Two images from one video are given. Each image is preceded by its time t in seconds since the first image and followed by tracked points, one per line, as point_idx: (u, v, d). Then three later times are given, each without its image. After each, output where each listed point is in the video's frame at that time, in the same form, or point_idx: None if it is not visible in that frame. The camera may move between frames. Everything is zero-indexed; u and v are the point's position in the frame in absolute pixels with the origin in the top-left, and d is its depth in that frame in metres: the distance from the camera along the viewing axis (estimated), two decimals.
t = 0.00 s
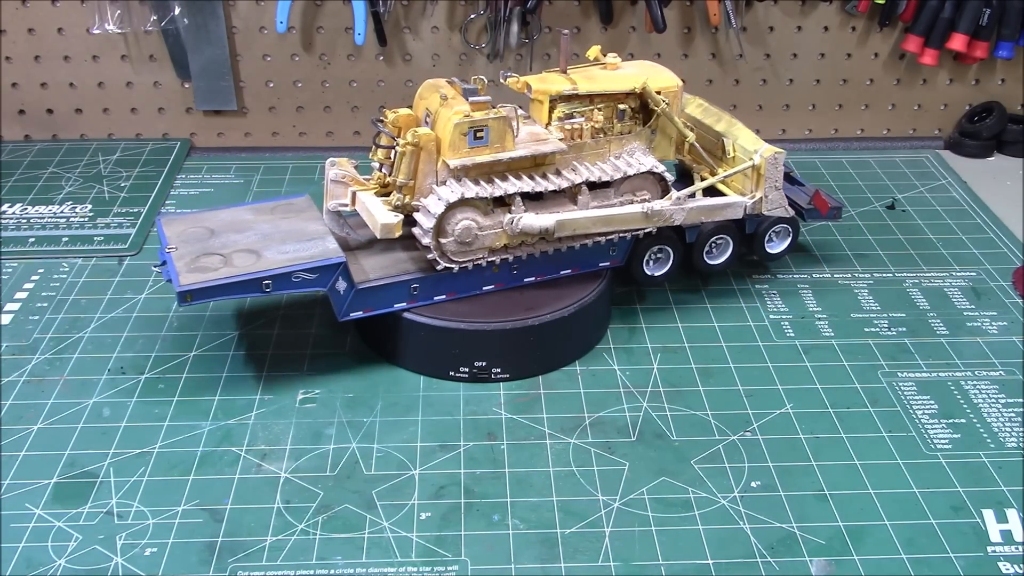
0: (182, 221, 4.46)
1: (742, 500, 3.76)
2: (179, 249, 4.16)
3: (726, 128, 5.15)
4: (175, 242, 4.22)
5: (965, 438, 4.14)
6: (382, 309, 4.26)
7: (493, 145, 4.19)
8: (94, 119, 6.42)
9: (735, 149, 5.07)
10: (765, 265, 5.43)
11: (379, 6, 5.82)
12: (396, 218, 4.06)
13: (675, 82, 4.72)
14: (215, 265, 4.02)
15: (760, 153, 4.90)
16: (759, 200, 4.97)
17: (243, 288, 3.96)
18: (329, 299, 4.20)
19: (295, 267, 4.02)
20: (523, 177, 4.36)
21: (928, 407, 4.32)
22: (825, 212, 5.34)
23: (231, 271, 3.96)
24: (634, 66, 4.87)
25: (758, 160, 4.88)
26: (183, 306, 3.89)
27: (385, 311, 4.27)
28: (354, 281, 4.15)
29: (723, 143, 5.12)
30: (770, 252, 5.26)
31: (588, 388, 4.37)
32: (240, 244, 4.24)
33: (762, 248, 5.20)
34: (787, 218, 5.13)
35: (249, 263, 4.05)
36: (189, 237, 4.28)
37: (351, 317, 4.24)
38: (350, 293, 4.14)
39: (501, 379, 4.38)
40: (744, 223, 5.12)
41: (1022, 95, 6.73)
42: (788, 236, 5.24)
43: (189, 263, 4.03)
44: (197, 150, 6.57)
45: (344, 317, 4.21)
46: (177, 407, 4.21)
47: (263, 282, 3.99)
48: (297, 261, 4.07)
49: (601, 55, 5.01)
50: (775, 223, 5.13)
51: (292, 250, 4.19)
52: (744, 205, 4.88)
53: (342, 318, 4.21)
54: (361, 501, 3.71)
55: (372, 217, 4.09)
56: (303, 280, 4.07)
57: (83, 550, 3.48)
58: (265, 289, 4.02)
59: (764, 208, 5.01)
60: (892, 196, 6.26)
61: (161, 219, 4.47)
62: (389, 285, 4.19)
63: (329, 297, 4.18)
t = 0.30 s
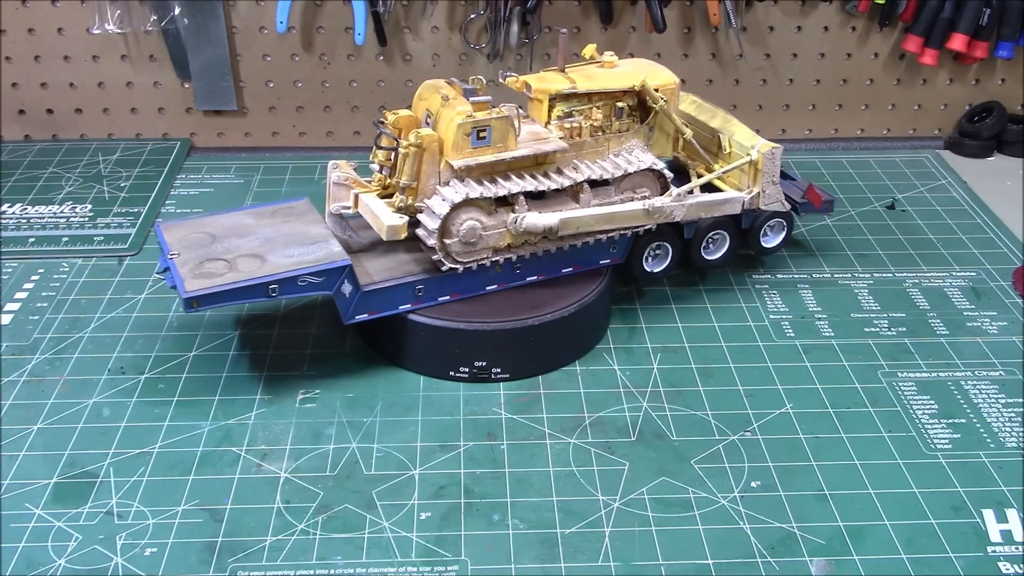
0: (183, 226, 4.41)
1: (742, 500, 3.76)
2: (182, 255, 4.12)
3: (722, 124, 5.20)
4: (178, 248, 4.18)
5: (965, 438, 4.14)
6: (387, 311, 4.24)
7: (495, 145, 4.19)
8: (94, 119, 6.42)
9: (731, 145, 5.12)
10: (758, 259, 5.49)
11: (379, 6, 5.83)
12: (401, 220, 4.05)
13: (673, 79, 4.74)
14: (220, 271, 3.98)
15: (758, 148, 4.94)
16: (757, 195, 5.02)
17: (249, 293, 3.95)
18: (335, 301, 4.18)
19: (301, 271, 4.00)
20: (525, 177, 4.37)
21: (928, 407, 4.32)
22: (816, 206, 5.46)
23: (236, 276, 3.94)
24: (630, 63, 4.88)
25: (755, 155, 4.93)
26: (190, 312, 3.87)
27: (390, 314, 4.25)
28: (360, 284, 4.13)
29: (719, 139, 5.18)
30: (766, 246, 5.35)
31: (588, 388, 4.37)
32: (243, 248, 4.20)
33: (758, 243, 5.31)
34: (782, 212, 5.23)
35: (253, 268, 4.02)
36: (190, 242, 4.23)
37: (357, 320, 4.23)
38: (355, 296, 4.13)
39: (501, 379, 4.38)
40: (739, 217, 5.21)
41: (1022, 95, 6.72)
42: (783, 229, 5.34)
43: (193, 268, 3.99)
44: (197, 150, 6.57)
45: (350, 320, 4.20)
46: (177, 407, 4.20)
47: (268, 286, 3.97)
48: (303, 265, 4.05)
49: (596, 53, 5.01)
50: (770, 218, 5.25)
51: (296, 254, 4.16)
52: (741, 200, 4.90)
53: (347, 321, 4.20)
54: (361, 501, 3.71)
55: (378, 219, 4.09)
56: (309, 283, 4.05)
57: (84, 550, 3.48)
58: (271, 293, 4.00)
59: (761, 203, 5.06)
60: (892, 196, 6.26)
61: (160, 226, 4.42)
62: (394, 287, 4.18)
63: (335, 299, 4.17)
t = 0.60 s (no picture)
0: (184, 230, 4.37)
1: (742, 500, 3.76)
2: (185, 260, 4.05)
3: (717, 121, 5.26)
4: (181, 252, 4.13)
5: (965, 438, 4.13)
6: (393, 313, 4.23)
7: (498, 144, 4.20)
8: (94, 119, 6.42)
9: (727, 141, 5.19)
10: (752, 254, 5.55)
11: (379, 6, 5.82)
12: (407, 221, 4.05)
13: (670, 77, 4.78)
14: (226, 276, 3.94)
15: (755, 144, 5.04)
16: (754, 190, 5.11)
17: (256, 298, 3.91)
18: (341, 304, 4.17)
19: (308, 275, 3.97)
20: (528, 176, 4.38)
21: (928, 407, 4.32)
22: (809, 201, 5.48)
23: (242, 281, 3.90)
24: (626, 61, 4.88)
25: (752, 150, 5.01)
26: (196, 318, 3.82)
27: (396, 316, 4.24)
28: (366, 287, 4.11)
29: (714, 135, 5.24)
30: (761, 240, 5.44)
31: (588, 388, 4.37)
32: (247, 253, 4.17)
33: (754, 237, 5.39)
34: (778, 207, 5.32)
35: (259, 272, 3.99)
36: (193, 247, 4.18)
37: (362, 322, 4.21)
38: (361, 299, 4.12)
39: (501, 379, 4.38)
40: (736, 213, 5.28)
41: (1022, 95, 6.72)
42: (778, 223, 5.43)
43: (198, 273, 3.95)
44: (197, 150, 6.57)
45: (355, 323, 4.19)
46: (177, 407, 4.21)
47: (276, 291, 3.94)
48: (309, 268, 4.02)
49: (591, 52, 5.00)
50: (765, 212, 5.32)
51: (302, 258, 4.13)
52: (740, 195, 5.00)
53: (353, 324, 4.18)
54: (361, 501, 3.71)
55: (384, 221, 4.09)
56: (315, 287, 4.03)
57: (84, 550, 3.48)
58: (278, 298, 3.97)
59: (757, 198, 5.15)
60: (892, 196, 6.26)
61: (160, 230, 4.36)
62: (401, 289, 4.17)
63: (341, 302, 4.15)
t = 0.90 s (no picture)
0: (186, 237, 4.34)
1: (742, 500, 3.76)
2: (190, 267, 4.04)
3: (712, 117, 5.29)
4: (185, 259, 4.12)
5: (965, 438, 4.13)
6: (399, 315, 4.22)
7: (501, 144, 4.20)
8: (94, 119, 6.42)
9: (723, 137, 5.23)
10: (746, 247, 5.61)
11: (379, 6, 5.83)
12: (414, 223, 4.04)
13: (667, 74, 4.81)
14: (232, 282, 3.93)
15: (751, 140, 5.06)
16: (750, 185, 5.13)
17: (264, 303, 3.91)
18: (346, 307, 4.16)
19: (315, 278, 3.97)
20: (530, 175, 4.40)
21: (928, 407, 4.32)
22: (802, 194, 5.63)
23: (250, 287, 3.89)
24: (623, 59, 4.89)
25: (749, 146, 5.04)
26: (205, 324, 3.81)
27: (401, 318, 4.23)
28: (373, 289, 4.10)
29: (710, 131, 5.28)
30: (755, 234, 5.52)
31: (588, 388, 4.37)
32: (251, 259, 4.15)
33: (748, 231, 5.47)
34: (772, 201, 5.41)
35: (266, 278, 3.98)
36: (197, 254, 4.17)
37: (369, 326, 4.19)
38: (368, 302, 4.09)
39: (501, 379, 4.38)
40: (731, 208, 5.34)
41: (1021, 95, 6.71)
42: (771, 218, 5.52)
43: (204, 281, 3.94)
44: (197, 150, 6.56)
45: (362, 326, 4.16)
46: (177, 407, 4.21)
47: (284, 296, 3.93)
48: (315, 272, 4.02)
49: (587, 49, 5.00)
50: (759, 207, 5.40)
51: (307, 262, 4.13)
52: (736, 190, 5.01)
53: (359, 327, 4.16)
54: (361, 501, 3.71)
55: (391, 223, 4.07)
56: (323, 290, 4.03)
57: (84, 550, 3.48)
58: (286, 302, 3.97)
59: (755, 193, 5.18)
60: (892, 196, 6.26)
61: (161, 237, 4.33)
62: (407, 290, 4.16)
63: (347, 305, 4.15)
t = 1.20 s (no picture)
0: (187, 243, 4.27)
1: (742, 500, 3.76)
2: (195, 273, 3.97)
3: (706, 113, 5.33)
4: (189, 265, 4.05)
5: (964, 438, 4.13)
6: (404, 317, 4.20)
7: (504, 144, 4.21)
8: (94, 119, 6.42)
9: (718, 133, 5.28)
10: (740, 242, 5.67)
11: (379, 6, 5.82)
12: (420, 224, 4.04)
13: (663, 71, 4.85)
14: (239, 287, 3.87)
15: (746, 135, 5.11)
16: (747, 181, 5.18)
17: (273, 307, 3.85)
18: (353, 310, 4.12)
19: (324, 281, 3.92)
20: (532, 174, 4.40)
21: (928, 407, 4.32)
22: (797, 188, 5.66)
23: (257, 291, 3.83)
24: (618, 58, 4.91)
25: (745, 142, 5.10)
26: (213, 331, 3.73)
27: (407, 319, 4.21)
28: (379, 292, 4.07)
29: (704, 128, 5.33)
30: (748, 229, 5.54)
31: (588, 388, 4.37)
32: (256, 263, 4.09)
33: (742, 226, 5.49)
34: (765, 196, 5.43)
35: (273, 282, 3.92)
36: (200, 260, 4.09)
37: (375, 328, 4.17)
38: (374, 304, 4.07)
39: (501, 379, 4.38)
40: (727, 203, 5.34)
41: (1021, 96, 6.71)
42: (764, 212, 5.55)
43: (211, 286, 3.87)
44: (197, 150, 6.56)
45: (368, 329, 4.14)
46: (177, 407, 4.21)
47: (292, 299, 3.88)
48: (322, 275, 3.97)
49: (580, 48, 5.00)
50: (754, 202, 5.41)
51: (313, 265, 4.07)
52: (732, 186, 5.09)
53: (366, 331, 4.14)
54: (361, 501, 3.71)
55: (396, 225, 4.06)
56: (331, 294, 3.98)
57: (84, 550, 3.48)
58: (294, 306, 3.92)
59: (751, 188, 5.23)
60: (892, 195, 6.26)
61: (162, 244, 4.25)
62: (412, 292, 4.14)
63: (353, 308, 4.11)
